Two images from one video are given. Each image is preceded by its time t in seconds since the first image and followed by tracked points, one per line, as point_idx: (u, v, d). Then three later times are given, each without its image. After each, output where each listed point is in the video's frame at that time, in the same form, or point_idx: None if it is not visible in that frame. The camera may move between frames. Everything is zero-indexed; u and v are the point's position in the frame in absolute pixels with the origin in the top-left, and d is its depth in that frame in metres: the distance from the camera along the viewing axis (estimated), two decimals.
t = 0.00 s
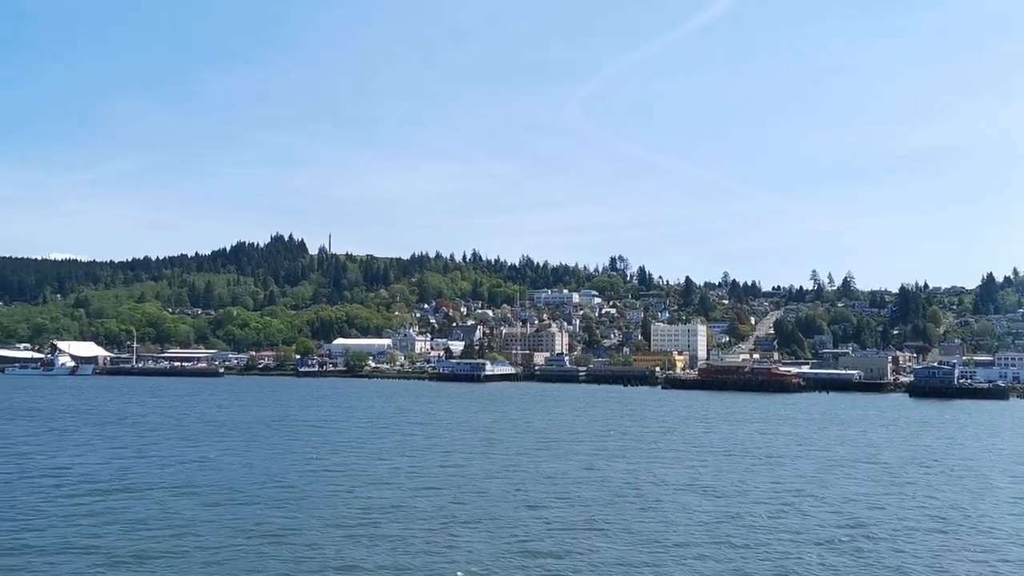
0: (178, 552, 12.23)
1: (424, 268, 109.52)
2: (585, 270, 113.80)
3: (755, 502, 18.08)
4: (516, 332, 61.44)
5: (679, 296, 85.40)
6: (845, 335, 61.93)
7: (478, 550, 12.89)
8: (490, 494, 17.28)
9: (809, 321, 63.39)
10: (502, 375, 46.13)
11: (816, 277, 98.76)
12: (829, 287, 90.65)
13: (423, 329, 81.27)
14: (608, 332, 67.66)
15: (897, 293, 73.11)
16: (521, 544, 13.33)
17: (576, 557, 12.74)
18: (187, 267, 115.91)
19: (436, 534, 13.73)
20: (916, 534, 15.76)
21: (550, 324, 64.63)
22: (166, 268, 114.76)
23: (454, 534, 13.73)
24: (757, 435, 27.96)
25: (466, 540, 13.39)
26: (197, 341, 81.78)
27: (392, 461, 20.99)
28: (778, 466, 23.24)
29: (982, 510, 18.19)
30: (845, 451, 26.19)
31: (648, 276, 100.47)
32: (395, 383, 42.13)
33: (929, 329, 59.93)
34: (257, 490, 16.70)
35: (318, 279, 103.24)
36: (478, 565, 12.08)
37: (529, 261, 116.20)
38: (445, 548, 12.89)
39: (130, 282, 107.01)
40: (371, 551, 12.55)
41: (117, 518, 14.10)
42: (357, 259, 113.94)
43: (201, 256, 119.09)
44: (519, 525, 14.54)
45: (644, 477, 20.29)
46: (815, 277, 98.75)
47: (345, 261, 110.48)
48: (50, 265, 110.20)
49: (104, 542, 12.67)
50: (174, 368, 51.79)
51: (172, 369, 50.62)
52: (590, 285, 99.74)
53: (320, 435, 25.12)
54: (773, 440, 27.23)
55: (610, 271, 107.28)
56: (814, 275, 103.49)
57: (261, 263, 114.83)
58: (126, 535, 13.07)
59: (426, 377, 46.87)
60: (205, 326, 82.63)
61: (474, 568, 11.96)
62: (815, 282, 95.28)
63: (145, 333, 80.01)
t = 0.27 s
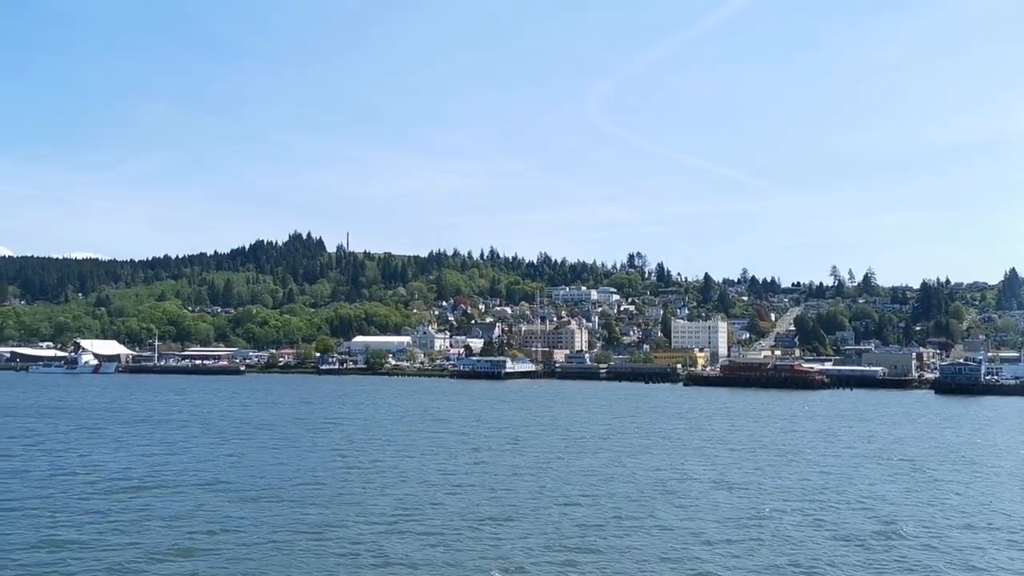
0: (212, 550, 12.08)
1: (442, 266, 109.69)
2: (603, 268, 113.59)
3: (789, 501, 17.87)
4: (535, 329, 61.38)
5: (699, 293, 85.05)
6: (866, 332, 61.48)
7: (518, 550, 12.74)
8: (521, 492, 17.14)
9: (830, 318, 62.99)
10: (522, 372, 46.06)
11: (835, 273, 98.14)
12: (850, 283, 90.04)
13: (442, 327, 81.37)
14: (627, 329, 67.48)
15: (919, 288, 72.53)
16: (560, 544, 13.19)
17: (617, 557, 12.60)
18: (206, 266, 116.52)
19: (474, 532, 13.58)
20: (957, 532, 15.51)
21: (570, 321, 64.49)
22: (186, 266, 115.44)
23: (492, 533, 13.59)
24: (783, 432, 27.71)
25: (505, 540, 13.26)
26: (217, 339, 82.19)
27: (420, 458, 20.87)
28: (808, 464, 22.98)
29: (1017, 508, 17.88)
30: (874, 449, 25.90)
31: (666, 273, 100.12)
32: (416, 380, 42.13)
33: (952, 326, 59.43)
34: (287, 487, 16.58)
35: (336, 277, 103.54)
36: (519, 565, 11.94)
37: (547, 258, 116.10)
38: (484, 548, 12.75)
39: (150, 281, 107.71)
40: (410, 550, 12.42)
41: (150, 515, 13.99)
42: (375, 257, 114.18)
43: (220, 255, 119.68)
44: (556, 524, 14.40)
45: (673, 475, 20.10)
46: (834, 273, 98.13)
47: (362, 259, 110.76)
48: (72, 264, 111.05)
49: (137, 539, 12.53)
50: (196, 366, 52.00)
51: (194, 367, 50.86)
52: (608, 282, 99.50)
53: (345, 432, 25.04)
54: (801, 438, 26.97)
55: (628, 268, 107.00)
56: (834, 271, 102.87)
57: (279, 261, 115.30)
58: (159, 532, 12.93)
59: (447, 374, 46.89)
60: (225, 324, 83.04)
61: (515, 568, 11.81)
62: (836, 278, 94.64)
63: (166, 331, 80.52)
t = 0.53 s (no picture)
0: (248, 551, 12.09)
1: (458, 268, 109.77)
2: (619, 268, 113.34)
3: (819, 502, 17.81)
4: (553, 331, 61.33)
5: (716, 293, 84.70)
6: (887, 332, 61.10)
7: (557, 551, 12.73)
8: (552, 491, 17.15)
9: (850, 318, 62.62)
10: (541, 374, 46.05)
11: (854, 273, 97.57)
12: (869, 283, 89.46)
13: (458, 329, 81.38)
14: (645, 330, 67.30)
15: (939, 287, 71.97)
16: (599, 546, 13.19)
17: (656, 559, 12.58)
18: (224, 269, 117.05)
19: (511, 534, 13.59)
20: (991, 533, 15.40)
21: (587, 322, 64.39)
22: (204, 270, 116.04)
23: (529, 534, 13.59)
24: (808, 433, 27.58)
25: (543, 541, 13.26)
26: (235, 342, 82.49)
27: (447, 457, 20.89)
28: (835, 465, 22.87)
29: None
30: (900, 449, 25.76)
31: (683, 274, 99.82)
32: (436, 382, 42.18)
33: (974, 325, 58.98)
34: (317, 488, 16.59)
35: (353, 279, 103.77)
36: (561, 567, 11.94)
37: (563, 259, 115.96)
38: (524, 549, 12.75)
39: (168, 284, 108.29)
40: (449, 551, 12.42)
41: (184, 516, 14.03)
42: (391, 259, 114.39)
43: (237, 258, 120.19)
44: (592, 526, 14.39)
45: (700, 475, 20.07)
46: (853, 273, 97.52)
47: (379, 261, 110.99)
48: (91, 268, 111.81)
49: (174, 540, 12.56)
50: (216, 368, 52.24)
51: (214, 370, 51.07)
52: (625, 283, 99.24)
53: (370, 434, 25.08)
54: (826, 439, 26.84)
55: (644, 269, 106.74)
56: (851, 271, 102.28)
57: (296, 264, 115.69)
58: (194, 533, 12.97)
59: (466, 375, 46.93)
60: (242, 327, 83.34)
61: (557, 570, 11.81)
62: (855, 278, 94.06)
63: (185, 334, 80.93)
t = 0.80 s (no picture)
0: (294, 551, 12.10)
1: (484, 270, 109.80)
2: (646, 270, 112.87)
3: (858, 504, 17.61)
4: (581, 332, 61.13)
5: (744, 294, 84.06)
6: (919, 333, 60.33)
7: (608, 553, 12.68)
8: (594, 493, 17.07)
9: (881, 319, 61.93)
10: (570, 376, 45.89)
11: (884, 274, 96.51)
12: (899, 284, 88.44)
13: (485, 331, 81.38)
14: (673, 331, 66.90)
15: (972, 288, 71.00)
16: (650, 548, 13.13)
17: (710, 562, 12.48)
18: (251, 271, 117.82)
19: (560, 535, 13.57)
20: None
21: (615, 324, 64.14)
22: (231, 272, 116.91)
23: (577, 536, 13.54)
24: (842, 435, 27.29)
25: (591, 542, 13.23)
26: (263, 345, 82.97)
27: (484, 458, 20.84)
28: (874, 467, 22.63)
29: None
30: (939, 451, 25.41)
31: (710, 275, 99.21)
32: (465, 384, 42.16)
33: (1008, 326, 58.10)
34: (356, 489, 16.59)
35: (379, 281, 104.11)
36: (614, 568, 11.89)
37: (588, 261, 115.65)
38: (574, 551, 12.73)
39: (197, 287, 109.21)
40: (500, 552, 12.41)
41: (226, 516, 14.07)
42: (417, 262, 114.65)
43: (264, 260, 120.98)
44: (640, 529, 14.33)
45: (740, 478, 19.89)
46: (883, 274, 96.45)
47: (405, 264, 111.27)
48: (120, 271, 113.00)
49: (219, 540, 12.61)
50: (245, 371, 52.55)
51: (243, 372, 51.36)
52: (652, 285, 98.76)
53: (403, 435, 25.10)
54: (864, 441, 26.53)
55: (670, 271, 106.21)
56: (881, 271, 101.15)
57: (322, 266, 116.24)
58: (238, 534, 12.98)
59: (494, 378, 46.89)
60: (270, 330, 83.81)
61: (610, 571, 11.78)
62: (884, 279, 93.00)
63: (213, 336, 81.56)
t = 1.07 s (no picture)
0: (334, 551, 12.06)
1: (506, 271, 109.77)
2: (668, 271, 112.42)
3: (889, 506, 17.42)
4: (604, 333, 60.92)
5: (768, 295, 83.48)
6: (947, 334, 59.66)
7: (645, 555, 12.61)
8: (631, 495, 16.99)
9: (908, 320, 61.31)
10: (594, 377, 45.75)
11: (910, 275, 95.55)
12: (925, 285, 87.51)
13: (507, 332, 81.31)
14: (697, 333, 66.54)
15: (1000, 289, 70.14)
16: (695, 551, 13.07)
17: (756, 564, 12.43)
18: (274, 273, 118.46)
19: (603, 537, 13.53)
20: None
21: (639, 325, 63.88)
22: (254, 274, 117.60)
23: (613, 538, 13.49)
24: (871, 437, 27.03)
25: (634, 545, 13.18)
26: (286, 346, 83.33)
27: (516, 460, 20.76)
28: (910, 470, 22.37)
29: None
30: (974, 453, 25.11)
31: (733, 276, 98.66)
32: (490, 385, 42.11)
33: None
34: (389, 490, 16.57)
35: (401, 283, 104.32)
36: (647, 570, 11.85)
37: (611, 262, 115.34)
38: (618, 552, 12.70)
39: (220, 289, 109.89)
40: (543, 552, 12.39)
41: (263, 517, 14.05)
42: (439, 263, 114.77)
43: (287, 262, 121.61)
44: (682, 531, 14.26)
45: (777, 481, 19.70)
46: (908, 275, 95.50)
47: (427, 265, 111.44)
48: (145, 273, 114.01)
49: (258, 540, 12.58)
50: (270, 372, 52.79)
51: (268, 373, 51.58)
52: (674, 286, 98.32)
53: (433, 436, 25.07)
54: (897, 443, 26.27)
55: (693, 272, 105.70)
56: (907, 272, 100.14)
57: (345, 268, 116.67)
58: (276, 534, 12.94)
59: (518, 379, 46.83)
60: (294, 331, 84.17)
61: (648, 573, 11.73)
62: (910, 279, 92.03)
63: (237, 338, 82.05)
